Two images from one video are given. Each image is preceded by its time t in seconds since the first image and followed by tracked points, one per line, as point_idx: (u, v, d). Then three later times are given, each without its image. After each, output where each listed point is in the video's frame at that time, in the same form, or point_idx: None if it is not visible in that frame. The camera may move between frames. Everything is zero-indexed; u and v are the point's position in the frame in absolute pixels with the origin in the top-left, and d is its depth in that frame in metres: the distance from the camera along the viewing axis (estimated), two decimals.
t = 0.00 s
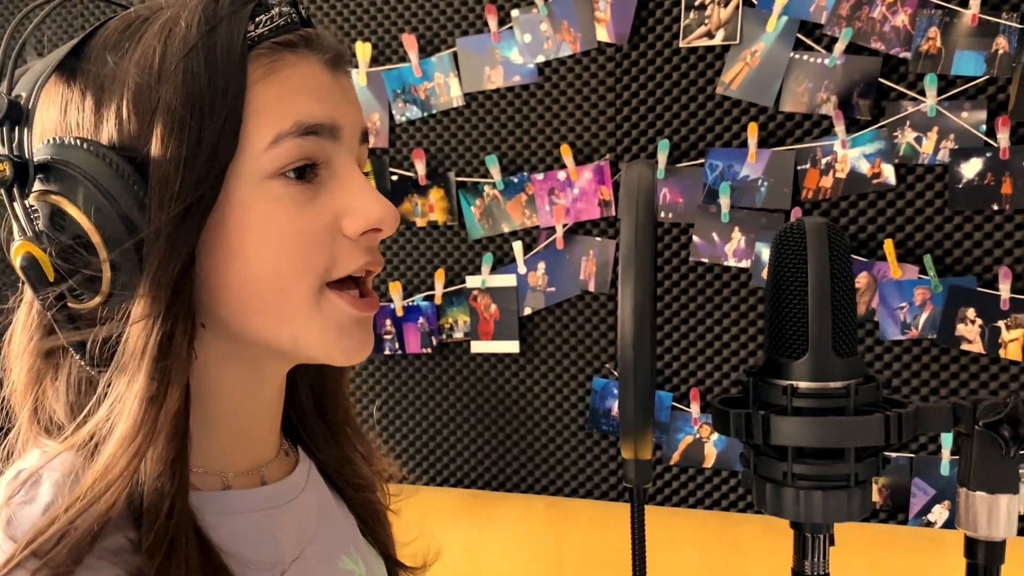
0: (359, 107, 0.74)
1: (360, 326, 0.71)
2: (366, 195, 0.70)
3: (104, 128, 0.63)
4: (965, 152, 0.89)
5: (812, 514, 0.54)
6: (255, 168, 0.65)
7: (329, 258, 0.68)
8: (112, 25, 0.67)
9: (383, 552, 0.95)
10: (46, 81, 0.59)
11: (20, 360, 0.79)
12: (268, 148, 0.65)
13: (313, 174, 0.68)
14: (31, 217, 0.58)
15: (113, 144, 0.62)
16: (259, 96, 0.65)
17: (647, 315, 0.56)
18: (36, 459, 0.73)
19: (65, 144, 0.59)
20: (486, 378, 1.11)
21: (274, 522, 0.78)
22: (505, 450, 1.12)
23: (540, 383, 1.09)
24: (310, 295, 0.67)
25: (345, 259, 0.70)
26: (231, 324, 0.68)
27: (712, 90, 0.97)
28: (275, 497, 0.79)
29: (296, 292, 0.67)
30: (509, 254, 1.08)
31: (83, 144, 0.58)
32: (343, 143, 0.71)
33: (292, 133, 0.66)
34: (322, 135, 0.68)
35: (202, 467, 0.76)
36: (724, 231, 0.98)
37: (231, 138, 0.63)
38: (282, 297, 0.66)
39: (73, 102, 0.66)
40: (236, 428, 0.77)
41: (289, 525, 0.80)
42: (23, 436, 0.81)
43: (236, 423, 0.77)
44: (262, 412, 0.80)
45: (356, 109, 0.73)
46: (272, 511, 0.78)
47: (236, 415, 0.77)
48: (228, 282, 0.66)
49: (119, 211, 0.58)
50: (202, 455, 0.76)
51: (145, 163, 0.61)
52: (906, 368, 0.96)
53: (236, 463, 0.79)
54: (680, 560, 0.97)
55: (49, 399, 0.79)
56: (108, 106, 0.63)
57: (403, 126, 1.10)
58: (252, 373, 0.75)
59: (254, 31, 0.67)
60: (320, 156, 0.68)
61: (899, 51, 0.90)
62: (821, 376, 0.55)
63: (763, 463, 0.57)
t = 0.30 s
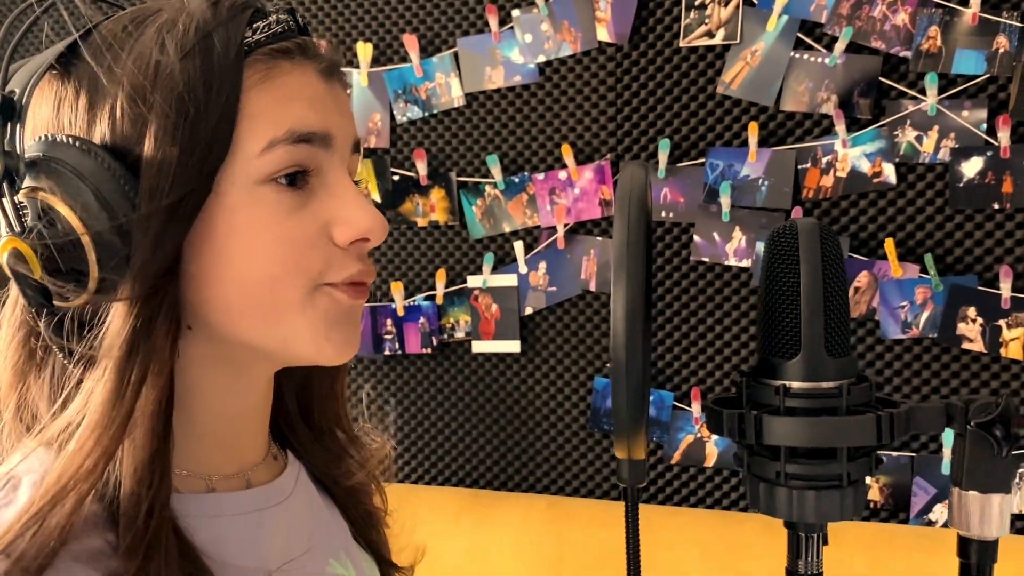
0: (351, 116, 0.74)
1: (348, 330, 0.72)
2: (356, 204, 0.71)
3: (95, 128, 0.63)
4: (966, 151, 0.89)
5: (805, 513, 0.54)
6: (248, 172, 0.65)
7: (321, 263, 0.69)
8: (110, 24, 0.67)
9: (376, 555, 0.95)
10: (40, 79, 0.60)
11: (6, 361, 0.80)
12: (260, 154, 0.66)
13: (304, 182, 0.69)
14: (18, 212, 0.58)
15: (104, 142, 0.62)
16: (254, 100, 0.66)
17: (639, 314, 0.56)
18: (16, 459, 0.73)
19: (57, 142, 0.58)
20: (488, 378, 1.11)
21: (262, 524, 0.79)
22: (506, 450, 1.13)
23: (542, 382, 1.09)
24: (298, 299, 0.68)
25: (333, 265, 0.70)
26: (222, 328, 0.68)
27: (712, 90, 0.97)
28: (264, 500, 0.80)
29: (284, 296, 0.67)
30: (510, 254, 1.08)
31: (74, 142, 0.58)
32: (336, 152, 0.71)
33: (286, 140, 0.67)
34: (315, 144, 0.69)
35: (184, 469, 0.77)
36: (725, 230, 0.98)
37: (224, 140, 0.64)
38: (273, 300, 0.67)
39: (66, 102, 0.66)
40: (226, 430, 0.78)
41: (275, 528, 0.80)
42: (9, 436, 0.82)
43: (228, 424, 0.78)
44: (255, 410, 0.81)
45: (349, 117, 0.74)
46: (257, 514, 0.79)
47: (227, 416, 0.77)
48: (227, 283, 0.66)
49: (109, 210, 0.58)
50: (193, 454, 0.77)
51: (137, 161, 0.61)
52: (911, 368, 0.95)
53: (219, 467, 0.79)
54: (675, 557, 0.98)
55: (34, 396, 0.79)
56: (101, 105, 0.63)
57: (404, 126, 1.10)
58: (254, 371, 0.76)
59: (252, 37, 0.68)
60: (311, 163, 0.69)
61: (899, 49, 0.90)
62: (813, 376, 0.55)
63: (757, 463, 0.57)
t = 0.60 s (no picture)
0: (346, 116, 0.75)
1: (349, 328, 0.72)
2: (351, 205, 0.71)
3: (91, 132, 0.63)
4: (967, 150, 0.90)
5: (796, 512, 0.55)
6: (243, 175, 0.66)
7: (317, 266, 0.69)
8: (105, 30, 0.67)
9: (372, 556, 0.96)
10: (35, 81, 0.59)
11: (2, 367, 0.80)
12: (255, 156, 0.66)
13: (300, 183, 0.70)
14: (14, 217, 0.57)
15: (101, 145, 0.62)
16: (248, 103, 0.66)
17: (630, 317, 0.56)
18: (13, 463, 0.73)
19: (51, 146, 0.59)
20: (489, 377, 1.12)
21: (256, 524, 0.79)
22: (507, 450, 1.13)
23: (543, 382, 1.09)
24: (296, 302, 0.68)
25: (332, 265, 0.70)
26: (220, 329, 0.68)
27: (713, 90, 0.98)
28: (258, 500, 0.81)
29: (280, 298, 0.67)
30: (512, 254, 1.08)
31: (69, 146, 0.59)
32: (331, 154, 0.72)
33: (280, 142, 0.67)
34: (310, 145, 0.69)
35: (175, 471, 0.77)
36: (726, 230, 0.98)
37: (219, 144, 0.64)
38: (270, 303, 0.67)
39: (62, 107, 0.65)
40: (214, 432, 0.78)
41: (269, 527, 0.81)
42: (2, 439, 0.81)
43: (227, 425, 0.79)
44: (254, 409, 0.81)
45: (346, 119, 0.74)
46: (253, 515, 0.79)
47: (225, 416, 0.78)
48: (227, 286, 0.67)
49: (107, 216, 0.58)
50: (180, 457, 0.77)
51: (132, 166, 0.62)
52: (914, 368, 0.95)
53: (214, 469, 0.80)
54: (676, 556, 0.99)
55: (31, 403, 0.80)
56: (96, 109, 0.64)
57: (406, 126, 1.11)
58: (255, 371, 0.77)
59: (247, 39, 0.69)
60: (306, 165, 0.69)
61: (900, 49, 0.90)
62: (804, 377, 0.55)
63: (748, 463, 0.57)
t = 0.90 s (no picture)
0: (346, 117, 0.75)
1: (355, 325, 0.73)
2: (351, 204, 0.71)
3: (90, 143, 0.65)
4: (970, 149, 0.89)
5: (790, 511, 0.55)
6: (242, 181, 0.66)
7: (320, 267, 0.70)
8: (105, 37, 0.68)
9: (375, 555, 0.96)
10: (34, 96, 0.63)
11: (15, 371, 0.81)
12: (253, 162, 0.66)
13: (300, 188, 0.69)
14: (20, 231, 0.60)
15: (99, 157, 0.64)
16: (244, 109, 0.66)
17: (623, 317, 0.56)
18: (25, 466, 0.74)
19: (52, 159, 0.60)
20: (493, 377, 1.12)
21: (264, 521, 0.80)
22: (510, 449, 1.13)
23: (546, 381, 1.10)
24: (301, 303, 0.69)
25: (334, 266, 0.71)
26: (224, 330, 0.69)
27: (716, 89, 0.98)
28: (269, 496, 0.82)
29: (283, 301, 0.68)
30: (515, 254, 1.08)
31: (67, 159, 0.59)
32: (329, 154, 0.72)
33: (278, 147, 0.67)
34: (308, 148, 0.69)
35: (185, 471, 0.78)
36: (729, 229, 0.98)
37: (216, 149, 0.65)
38: (273, 307, 0.68)
39: (62, 119, 0.67)
40: (225, 429, 0.79)
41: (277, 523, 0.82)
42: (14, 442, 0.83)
43: (233, 424, 0.80)
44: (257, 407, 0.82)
45: (345, 120, 0.74)
46: (263, 511, 0.80)
47: (227, 414, 0.79)
48: (231, 288, 0.67)
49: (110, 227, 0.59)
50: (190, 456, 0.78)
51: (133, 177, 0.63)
52: (917, 368, 0.95)
53: (220, 468, 0.80)
54: (677, 557, 1.00)
55: (42, 407, 0.81)
56: (94, 121, 0.65)
57: (409, 126, 1.11)
58: (258, 372, 0.77)
59: (240, 44, 0.69)
60: (306, 169, 0.69)
61: (903, 48, 0.90)
62: (798, 377, 0.55)
63: (742, 462, 0.58)
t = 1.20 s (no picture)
0: (346, 121, 0.76)
1: (361, 325, 0.73)
2: (354, 210, 0.72)
3: (96, 154, 0.66)
4: (972, 148, 0.90)
5: (781, 507, 0.55)
6: (245, 188, 0.67)
7: (325, 268, 0.70)
8: (108, 49, 0.70)
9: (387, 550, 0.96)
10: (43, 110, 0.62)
11: (33, 373, 0.82)
12: (257, 169, 0.67)
13: (303, 192, 0.70)
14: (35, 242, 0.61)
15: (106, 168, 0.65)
16: (246, 117, 0.67)
17: (613, 313, 0.57)
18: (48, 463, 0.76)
19: (62, 173, 0.60)
20: (496, 376, 1.12)
21: (276, 514, 0.80)
22: (514, 448, 1.14)
23: (550, 381, 1.10)
24: (308, 303, 0.69)
25: (339, 268, 0.71)
26: (232, 330, 0.69)
27: (719, 89, 0.98)
28: (284, 490, 0.82)
29: (291, 304, 0.69)
30: (518, 253, 1.09)
31: (76, 172, 0.60)
32: (331, 159, 0.73)
33: (280, 153, 0.68)
34: (309, 154, 0.70)
35: (203, 467, 0.79)
36: (732, 229, 0.98)
37: (220, 157, 0.66)
38: (280, 307, 0.68)
39: (69, 131, 0.68)
40: (234, 430, 0.80)
41: (291, 516, 0.82)
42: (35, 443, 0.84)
43: (243, 420, 0.80)
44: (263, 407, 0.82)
45: (344, 125, 0.75)
46: (277, 504, 0.81)
47: (233, 414, 0.79)
48: (237, 291, 0.68)
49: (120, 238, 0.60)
50: (210, 447, 0.79)
51: (139, 187, 0.64)
52: (918, 368, 0.95)
53: (233, 466, 0.81)
54: (684, 559, 0.98)
55: (60, 410, 0.81)
56: (100, 133, 0.66)
57: (413, 127, 1.12)
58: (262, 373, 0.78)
59: (239, 53, 0.69)
60: (308, 173, 0.70)
61: (906, 47, 0.91)
62: (790, 373, 0.56)
63: (734, 459, 0.58)
